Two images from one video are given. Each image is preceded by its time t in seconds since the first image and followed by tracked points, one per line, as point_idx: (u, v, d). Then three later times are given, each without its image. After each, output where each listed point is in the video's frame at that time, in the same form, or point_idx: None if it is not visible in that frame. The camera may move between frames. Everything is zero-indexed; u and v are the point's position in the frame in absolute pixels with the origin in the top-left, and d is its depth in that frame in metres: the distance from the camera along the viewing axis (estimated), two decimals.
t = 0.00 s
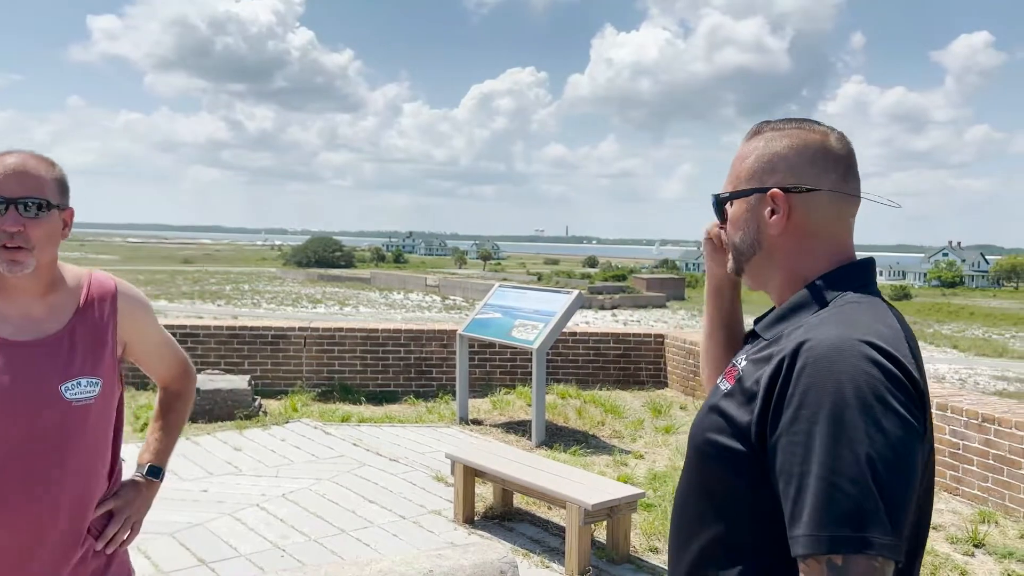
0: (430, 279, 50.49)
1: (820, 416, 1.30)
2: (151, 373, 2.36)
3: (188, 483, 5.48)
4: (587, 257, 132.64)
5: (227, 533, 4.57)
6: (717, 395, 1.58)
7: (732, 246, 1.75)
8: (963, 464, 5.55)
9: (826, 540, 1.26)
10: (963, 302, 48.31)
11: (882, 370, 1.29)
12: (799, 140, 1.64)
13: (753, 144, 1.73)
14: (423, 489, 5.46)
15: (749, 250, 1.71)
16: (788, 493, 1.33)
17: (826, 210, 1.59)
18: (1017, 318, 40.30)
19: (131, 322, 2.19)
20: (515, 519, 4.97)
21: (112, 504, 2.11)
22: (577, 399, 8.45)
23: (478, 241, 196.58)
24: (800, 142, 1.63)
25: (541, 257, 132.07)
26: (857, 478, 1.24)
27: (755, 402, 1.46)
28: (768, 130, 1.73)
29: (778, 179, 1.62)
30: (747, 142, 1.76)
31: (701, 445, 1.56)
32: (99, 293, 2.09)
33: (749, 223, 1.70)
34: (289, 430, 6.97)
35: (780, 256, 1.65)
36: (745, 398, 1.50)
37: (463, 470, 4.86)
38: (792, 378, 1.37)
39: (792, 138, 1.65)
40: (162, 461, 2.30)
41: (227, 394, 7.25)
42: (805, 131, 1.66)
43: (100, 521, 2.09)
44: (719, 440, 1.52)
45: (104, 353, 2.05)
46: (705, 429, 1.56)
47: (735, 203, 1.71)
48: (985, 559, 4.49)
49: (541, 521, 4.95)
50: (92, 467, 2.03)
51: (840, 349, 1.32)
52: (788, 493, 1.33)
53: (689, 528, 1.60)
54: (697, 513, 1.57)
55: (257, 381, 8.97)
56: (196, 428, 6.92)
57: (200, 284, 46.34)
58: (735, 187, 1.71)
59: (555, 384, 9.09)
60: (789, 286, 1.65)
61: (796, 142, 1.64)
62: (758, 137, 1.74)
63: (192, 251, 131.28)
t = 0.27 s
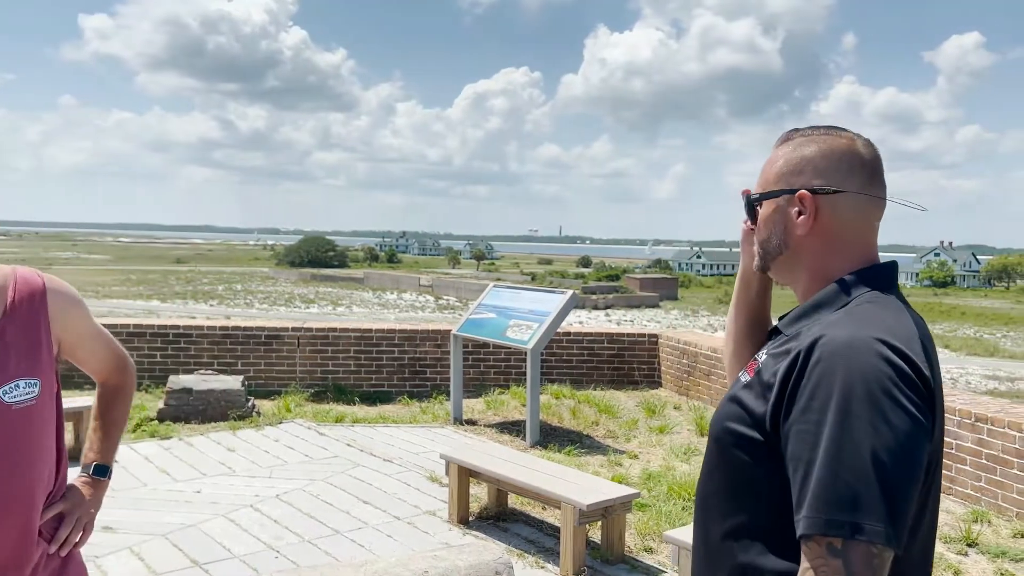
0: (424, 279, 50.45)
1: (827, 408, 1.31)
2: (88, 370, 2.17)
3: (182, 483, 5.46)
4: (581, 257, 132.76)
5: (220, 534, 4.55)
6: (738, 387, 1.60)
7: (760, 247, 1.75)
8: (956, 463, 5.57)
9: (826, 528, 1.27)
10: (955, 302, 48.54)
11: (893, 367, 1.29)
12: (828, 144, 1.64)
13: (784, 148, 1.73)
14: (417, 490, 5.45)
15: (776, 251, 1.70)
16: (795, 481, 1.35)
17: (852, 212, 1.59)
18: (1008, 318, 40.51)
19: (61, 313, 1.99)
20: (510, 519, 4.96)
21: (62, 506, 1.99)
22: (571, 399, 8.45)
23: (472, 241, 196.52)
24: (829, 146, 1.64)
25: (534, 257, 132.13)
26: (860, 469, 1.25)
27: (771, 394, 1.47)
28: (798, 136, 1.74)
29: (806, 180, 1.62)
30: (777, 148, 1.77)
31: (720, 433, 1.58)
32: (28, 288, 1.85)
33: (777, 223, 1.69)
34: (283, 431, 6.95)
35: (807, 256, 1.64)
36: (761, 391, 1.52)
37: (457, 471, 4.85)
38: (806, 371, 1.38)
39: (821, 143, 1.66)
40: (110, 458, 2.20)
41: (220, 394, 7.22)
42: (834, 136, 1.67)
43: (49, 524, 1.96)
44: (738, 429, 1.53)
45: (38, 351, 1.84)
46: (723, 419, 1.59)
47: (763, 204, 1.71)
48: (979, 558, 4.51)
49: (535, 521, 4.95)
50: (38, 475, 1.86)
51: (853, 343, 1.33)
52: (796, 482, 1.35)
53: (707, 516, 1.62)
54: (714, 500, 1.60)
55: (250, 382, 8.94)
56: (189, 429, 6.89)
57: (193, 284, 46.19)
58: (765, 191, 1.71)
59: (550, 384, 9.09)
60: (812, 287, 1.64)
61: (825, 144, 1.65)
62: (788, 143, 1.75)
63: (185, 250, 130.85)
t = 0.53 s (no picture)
0: (419, 279, 50.43)
1: (849, 401, 1.32)
2: (56, 367, 2.18)
3: (178, 484, 5.44)
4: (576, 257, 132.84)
5: (217, 534, 4.53)
6: (765, 386, 1.61)
7: (783, 250, 1.74)
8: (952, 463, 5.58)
9: (851, 519, 1.28)
10: (948, 301, 48.69)
11: (914, 360, 1.30)
12: (854, 152, 1.64)
13: (806, 154, 1.73)
14: (414, 490, 5.44)
15: (801, 254, 1.69)
16: (821, 474, 1.36)
17: (880, 219, 1.60)
18: (1002, 317, 40.66)
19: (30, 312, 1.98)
20: (507, 519, 4.96)
21: (43, 505, 1.99)
22: (567, 399, 8.45)
23: (467, 241, 196.49)
24: (855, 153, 1.64)
25: (530, 257, 132.15)
26: (884, 456, 1.25)
27: (797, 389, 1.48)
28: (817, 143, 1.74)
29: (837, 186, 1.62)
30: (796, 153, 1.76)
31: (748, 430, 1.59)
32: None
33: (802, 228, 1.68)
34: (279, 431, 6.93)
35: (835, 261, 1.64)
36: (787, 388, 1.53)
37: (454, 471, 4.85)
38: (830, 366, 1.39)
39: (846, 150, 1.66)
40: (85, 456, 2.21)
41: (215, 394, 7.20)
42: (856, 144, 1.68)
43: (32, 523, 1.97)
44: (765, 426, 1.54)
45: (16, 352, 1.82)
46: (751, 418, 1.59)
47: (789, 208, 1.69)
48: (975, 557, 4.52)
49: (532, 521, 4.95)
50: (24, 476, 1.85)
51: (875, 337, 1.34)
52: (822, 474, 1.36)
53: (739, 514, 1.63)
54: (744, 497, 1.61)
55: (246, 382, 8.92)
56: (185, 429, 6.88)
57: (187, 284, 46.07)
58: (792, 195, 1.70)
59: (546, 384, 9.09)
60: (837, 291, 1.64)
61: (850, 151, 1.65)
62: (808, 149, 1.75)
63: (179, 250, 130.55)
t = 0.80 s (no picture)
0: (416, 279, 50.43)
1: (867, 398, 1.33)
2: (56, 370, 2.19)
3: (177, 484, 5.45)
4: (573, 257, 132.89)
5: (216, 535, 4.54)
6: (781, 385, 1.62)
7: (806, 250, 1.75)
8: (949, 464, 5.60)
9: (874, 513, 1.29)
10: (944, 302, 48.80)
11: (929, 355, 1.31)
12: (881, 156, 1.67)
13: (830, 154, 1.74)
14: (412, 490, 5.45)
15: (826, 256, 1.71)
16: (842, 472, 1.37)
17: (906, 224, 1.63)
18: (997, 317, 40.75)
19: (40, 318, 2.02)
20: (506, 519, 4.97)
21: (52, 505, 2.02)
22: (565, 399, 8.46)
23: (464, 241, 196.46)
24: (882, 157, 1.66)
25: (527, 258, 132.18)
26: (905, 450, 1.27)
27: (815, 387, 1.49)
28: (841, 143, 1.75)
29: (869, 191, 1.63)
30: (818, 153, 1.77)
31: (767, 428, 1.60)
32: (11, 286, 1.87)
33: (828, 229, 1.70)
34: (277, 431, 6.93)
35: (861, 263, 1.66)
36: (803, 388, 1.54)
37: (453, 470, 4.86)
38: (847, 364, 1.41)
39: (874, 153, 1.68)
40: (84, 457, 2.23)
41: (214, 395, 7.20)
42: (880, 147, 1.70)
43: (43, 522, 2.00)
44: (784, 423, 1.56)
45: (31, 350, 1.87)
46: (769, 418, 1.61)
47: (817, 210, 1.70)
48: (972, 556, 4.55)
49: (531, 521, 4.96)
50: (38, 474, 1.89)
51: (890, 335, 1.36)
52: (843, 471, 1.37)
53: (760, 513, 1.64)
54: (765, 497, 1.62)
55: (244, 382, 8.92)
56: (183, 429, 6.88)
57: (184, 284, 46.00)
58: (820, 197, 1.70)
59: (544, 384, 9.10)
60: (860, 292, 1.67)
61: (878, 155, 1.67)
62: (830, 150, 1.76)
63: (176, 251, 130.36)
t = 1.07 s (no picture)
0: (414, 279, 50.45)
1: (875, 409, 1.35)
2: (66, 373, 2.34)
3: (177, 485, 5.46)
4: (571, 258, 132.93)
5: (217, 535, 4.55)
6: (784, 395, 1.64)
7: (803, 258, 1.77)
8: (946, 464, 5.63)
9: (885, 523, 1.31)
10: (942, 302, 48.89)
11: (935, 366, 1.33)
12: (876, 163, 1.68)
13: (827, 162, 1.76)
14: (412, 491, 5.47)
15: (822, 264, 1.73)
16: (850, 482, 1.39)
17: (902, 232, 1.65)
18: (995, 317, 40.83)
19: (60, 324, 2.25)
20: (505, 519, 4.99)
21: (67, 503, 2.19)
22: (564, 400, 8.48)
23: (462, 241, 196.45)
24: (877, 164, 1.68)
25: (525, 258, 132.20)
26: (916, 462, 1.28)
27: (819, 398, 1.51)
28: (837, 150, 1.77)
29: (862, 200, 1.65)
30: (815, 160, 1.79)
31: (771, 439, 1.62)
32: (35, 290, 2.17)
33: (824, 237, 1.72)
34: (277, 432, 6.95)
35: (857, 271, 1.68)
36: (807, 398, 1.56)
37: (453, 471, 4.87)
38: (853, 375, 1.43)
39: (869, 160, 1.69)
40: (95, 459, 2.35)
41: (214, 396, 7.21)
42: (877, 154, 1.71)
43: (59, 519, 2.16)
44: (789, 434, 1.57)
45: (52, 351, 2.14)
46: (772, 428, 1.63)
47: (812, 218, 1.73)
48: (970, 556, 4.57)
49: (531, 522, 4.98)
50: (56, 466, 2.10)
51: (896, 345, 1.38)
52: (851, 481, 1.39)
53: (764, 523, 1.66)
54: (769, 506, 1.64)
55: (244, 383, 8.94)
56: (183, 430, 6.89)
57: (182, 284, 45.96)
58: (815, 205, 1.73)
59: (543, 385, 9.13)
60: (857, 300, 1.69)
61: (874, 163, 1.68)
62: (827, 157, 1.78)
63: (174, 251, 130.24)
